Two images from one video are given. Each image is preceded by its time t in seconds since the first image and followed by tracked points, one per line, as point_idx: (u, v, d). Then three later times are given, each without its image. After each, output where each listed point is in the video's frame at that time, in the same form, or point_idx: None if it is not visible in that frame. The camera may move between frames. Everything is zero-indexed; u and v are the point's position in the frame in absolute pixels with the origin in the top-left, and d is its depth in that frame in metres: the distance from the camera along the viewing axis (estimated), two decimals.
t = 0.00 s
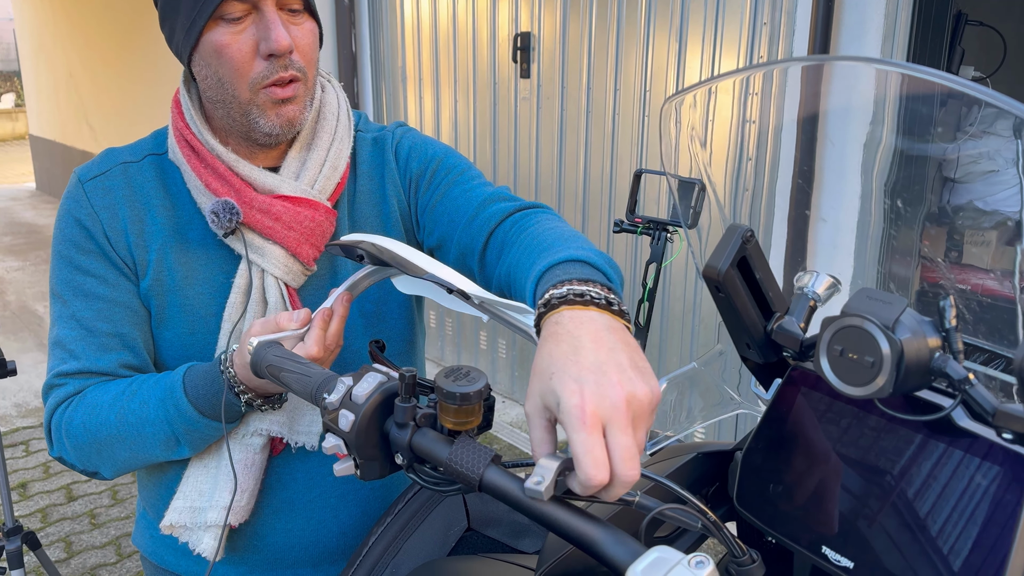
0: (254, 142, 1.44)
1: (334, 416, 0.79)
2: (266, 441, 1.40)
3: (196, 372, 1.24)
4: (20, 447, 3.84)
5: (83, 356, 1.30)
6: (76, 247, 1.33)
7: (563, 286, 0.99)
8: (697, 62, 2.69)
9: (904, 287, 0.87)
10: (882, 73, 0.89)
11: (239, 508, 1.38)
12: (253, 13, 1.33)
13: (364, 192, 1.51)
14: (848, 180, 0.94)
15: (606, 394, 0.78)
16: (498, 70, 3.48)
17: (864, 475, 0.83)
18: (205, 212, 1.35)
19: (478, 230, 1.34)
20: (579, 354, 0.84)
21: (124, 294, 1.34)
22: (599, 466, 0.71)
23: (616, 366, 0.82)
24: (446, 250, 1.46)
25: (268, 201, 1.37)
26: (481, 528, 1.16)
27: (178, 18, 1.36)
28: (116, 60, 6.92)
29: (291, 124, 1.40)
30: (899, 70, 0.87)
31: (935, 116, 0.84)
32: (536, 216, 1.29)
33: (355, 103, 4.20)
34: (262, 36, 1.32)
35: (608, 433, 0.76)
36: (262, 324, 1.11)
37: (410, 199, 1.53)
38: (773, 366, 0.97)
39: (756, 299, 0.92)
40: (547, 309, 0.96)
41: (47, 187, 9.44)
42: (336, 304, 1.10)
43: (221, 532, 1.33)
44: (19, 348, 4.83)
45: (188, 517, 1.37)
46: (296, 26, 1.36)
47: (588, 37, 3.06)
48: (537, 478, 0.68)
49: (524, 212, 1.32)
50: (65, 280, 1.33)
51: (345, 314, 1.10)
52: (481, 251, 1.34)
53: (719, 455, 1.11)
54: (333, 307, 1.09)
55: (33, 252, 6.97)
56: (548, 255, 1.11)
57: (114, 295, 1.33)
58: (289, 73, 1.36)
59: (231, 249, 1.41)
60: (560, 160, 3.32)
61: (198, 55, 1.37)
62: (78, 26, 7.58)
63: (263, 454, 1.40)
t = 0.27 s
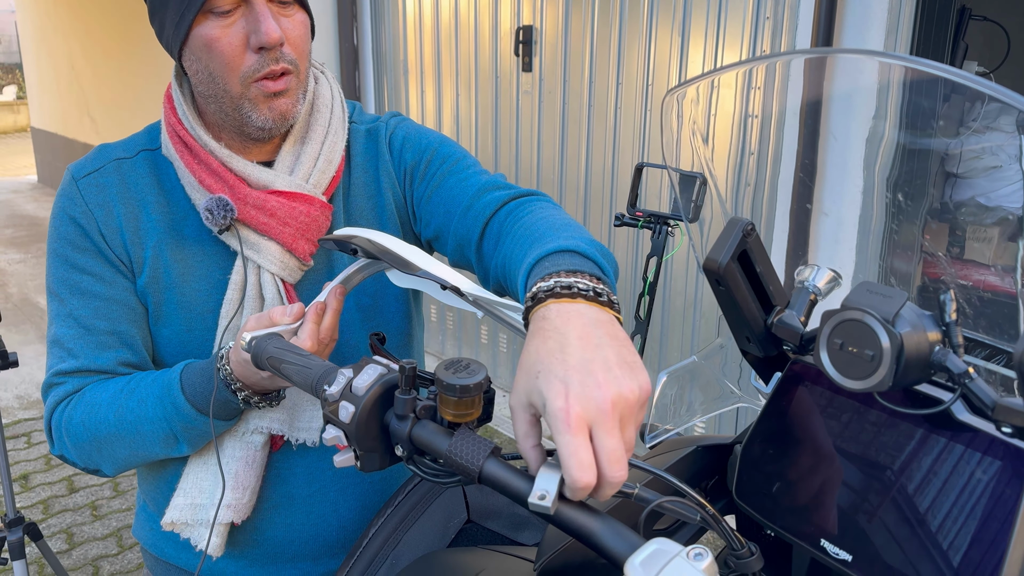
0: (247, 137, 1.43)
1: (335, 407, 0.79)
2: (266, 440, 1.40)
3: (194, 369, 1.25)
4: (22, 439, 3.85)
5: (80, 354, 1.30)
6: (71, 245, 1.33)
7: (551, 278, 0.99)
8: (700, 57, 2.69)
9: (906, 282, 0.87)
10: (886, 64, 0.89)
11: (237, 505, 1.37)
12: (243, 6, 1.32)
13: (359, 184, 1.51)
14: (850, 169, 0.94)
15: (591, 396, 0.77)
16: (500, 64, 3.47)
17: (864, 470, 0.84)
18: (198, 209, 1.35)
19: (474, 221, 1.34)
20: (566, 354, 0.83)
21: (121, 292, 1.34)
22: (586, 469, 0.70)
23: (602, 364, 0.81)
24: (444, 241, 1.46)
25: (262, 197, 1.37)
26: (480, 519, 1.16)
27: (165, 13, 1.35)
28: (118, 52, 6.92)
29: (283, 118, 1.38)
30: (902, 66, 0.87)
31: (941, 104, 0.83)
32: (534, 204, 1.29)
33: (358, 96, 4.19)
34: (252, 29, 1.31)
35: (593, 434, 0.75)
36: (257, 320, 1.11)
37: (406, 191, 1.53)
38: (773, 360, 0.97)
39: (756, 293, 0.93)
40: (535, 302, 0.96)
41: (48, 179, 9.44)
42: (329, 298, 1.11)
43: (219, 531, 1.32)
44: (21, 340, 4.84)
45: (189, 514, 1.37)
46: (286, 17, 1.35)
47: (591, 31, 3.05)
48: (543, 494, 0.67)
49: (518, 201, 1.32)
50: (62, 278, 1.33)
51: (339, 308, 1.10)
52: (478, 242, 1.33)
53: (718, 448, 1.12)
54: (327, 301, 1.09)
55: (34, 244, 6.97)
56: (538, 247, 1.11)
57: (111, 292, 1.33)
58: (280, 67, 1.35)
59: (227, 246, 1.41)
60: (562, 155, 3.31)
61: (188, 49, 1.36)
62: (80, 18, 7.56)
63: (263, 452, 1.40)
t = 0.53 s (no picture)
0: (239, 124, 1.41)
1: (335, 391, 0.79)
2: (265, 433, 1.41)
3: (188, 360, 1.26)
4: (22, 428, 3.85)
5: (74, 345, 1.31)
6: (62, 235, 1.32)
7: (547, 258, 1.00)
8: (703, 47, 2.68)
9: (909, 271, 0.87)
10: (891, 46, 0.89)
11: (236, 499, 1.37)
12: None
13: (354, 170, 1.51)
14: (858, 146, 0.95)
15: (584, 375, 0.77)
16: (502, 54, 3.46)
17: (864, 463, 0.84)
18: (191, 197, 1.34)
19: (476, 204, 1.34)
20: (559, 333, 0.83)
21: (114, 282, 1.34)
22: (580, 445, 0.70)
23: (596, 343, 0.82)
24: (444, 226, 1.46)
25: (255, 185, 1.36)
26: (480, 507, 1.16)
27: None
28: (119, 40, 6.90)
29: (276, 105, 1.36)
30: (908, 46, 0.87)
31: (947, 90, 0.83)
32: (534, 185, 1.29)
33: (358, 85, 4.18)
34: (243, 15, 1.30)
35: (587, 413, 0.74)
36: (250, 309, 1.10)
37: (403, 176, 1.53)
38: (776, 346, 0.97)
39: (759, 279, 0.92)
40: (531, 281, 0.97)
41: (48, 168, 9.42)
42: (324, 287, 1.10)
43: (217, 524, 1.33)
44: (22, 329, 4.84)
45: (186, 508, 1.37)
46: (278, 2, 1.33)
47: (593, 22, 3.05)
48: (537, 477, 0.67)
49: (520, 182, 1.32)
50: (54, 269, 1.32)
51: (334, 298, 1.10)
52: (480, 224, 1.33)
53: (719, 436, 1.12)
54: (322, 290, 1.09)
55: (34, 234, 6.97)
56: (537, 226, 1.11)
57: (103, 283, 1.32)
58: (272, 52, 1.33)
59: (221, 235, 1.40)
60: (563, 145, 3.30)
61: (178, 36, 1.34)
62: (81, 6, 7.54)
63: (262, 445, 1.41)
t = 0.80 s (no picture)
0: (238, 113, 1.41)
1: (337, 380, 0.79)
2: (264, 426, 1.40)
3: (185, 352, 1.26)
4: (21, 421, 3.85)
5: (72, 337, 1.31)
6: (60, 226, 1.32)
7: (553, 258, 0.99)
8: (705, 44, 2.68)
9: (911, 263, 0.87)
10: (895, 33, 0.91)
11: (236, 492, 1.37)
12: None
13: (354, 161, 1.51)
14: (859, 142, 0.94)
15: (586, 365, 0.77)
16: (503, 50, 3.46)
17: (863, 463, 0.83)
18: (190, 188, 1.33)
19: (479, 196, 1.34)
20: (561, 333, 0.83)
21: (111, 274, 1.33)
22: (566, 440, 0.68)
23: (596, 342, 0.81)
24: (445, 218, 1.47)
25: (254, 175, 1.36)
26: (481, 498, 1.16)
27: None
28: (119, 34, 6.89)
29: (276, 94, 1.36)
30: (912, 34, 0.89)
31: (949, 81, 0.84)
32: (540, 176, 1.29)
33: (359, 80, 4.17)
34: (243, 4, 1.29)
35: (581, 408, 0.74)
36: (251, 295, 1.11)
37: (403, 168, 1.53)
38: (778, 338, 0.97)
39: (762, 271, 0.93)
40: (537, 283, 0.96)
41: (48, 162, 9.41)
42: (326, 277, 1.09)
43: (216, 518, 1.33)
44: (21, 323, 4.83)
45: (186, 501, 1.37)
46: None
47: (595, 18, 3.04)
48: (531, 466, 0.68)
49: (523, 173, 1.32)
50: (51, 260, 1.32)
51: (336, 288, 1.09)
52: (484, 216, 1.33)
53: (720, 429, 1.12)
54: (324, 278, 1.08)
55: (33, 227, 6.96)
56: (544, 223, 1.10)
57: (100, 275, 1.32)
58: (273, 41, 1.33)
59: (219, 226, 1.40)
60: (564, 141, 3.30)
61: (179, 25, 1.34)
62: None
63: (261, 437, 1.40)
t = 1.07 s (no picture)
0: (238, 107, 1.41)
1: (338, 372, 0.80)
2: (265, 420, 1.40)
3: (186, 345, 1.26)
4: (17, 417, 3.84)
5: (72, 332, 1.31)
6: (59, 220, 1.32)
7: (566, 249, 1.00)
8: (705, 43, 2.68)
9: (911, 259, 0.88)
10: (897, 28, 0.91)
11: (236, 486, 1.37)
12: None
13: (352, 157, 1.51)
14: (858, 142, 0.96)
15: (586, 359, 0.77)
16: (503, 48, 3.46)
17: (861, 465, 0.84)
18: (189, 183, 1.33)
19: (477, 193, 1.34)
20: (569, 326, 0.82)
21: (111, 269, 1.34)
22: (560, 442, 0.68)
23: (602, 342, 0.80)
24: (444, 214, 1.47)
25: (253, 170, 1.36)
26: (480, 493, 1.16)
27: None
28: (119, 30, 6.88)
29: (276, 88, 1.37)
30: (914, 27, 0.89)
31: (951, 76, 0.84)
32: (539, 173, 1.29)
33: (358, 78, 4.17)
34: None
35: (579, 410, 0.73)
36: (256, 286, 1.13)
37: (402, 163, 1.53)
38: (778, 334, 0.98)
39: (763, 266, 0.93)
40: (548, 270, 0.97)
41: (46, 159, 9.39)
42: (331, 272, 1.11)
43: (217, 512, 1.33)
44: (18, 319, 4.82)
45: (185, 495, 1.37)
46: None
47: (596, 17, 3.04)
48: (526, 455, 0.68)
49: (522, 169, 1.32)
50: (51, 255, 1.32)
51: (339, 282, 1.10)
52: (481, 213, 1.33)
53: (720, 424, 1.13)
54: (328, 272, 1.09)
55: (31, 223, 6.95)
56: (549, 217, 1.10)
57: (100, 269, 1.32)
58: (274, 35, 1.33)
59: (219, 221, 1.40)
60: (564, 140, 3.30)
61: (179, 17, 1.34)
62: None
63: (262, 432, 1.41)
